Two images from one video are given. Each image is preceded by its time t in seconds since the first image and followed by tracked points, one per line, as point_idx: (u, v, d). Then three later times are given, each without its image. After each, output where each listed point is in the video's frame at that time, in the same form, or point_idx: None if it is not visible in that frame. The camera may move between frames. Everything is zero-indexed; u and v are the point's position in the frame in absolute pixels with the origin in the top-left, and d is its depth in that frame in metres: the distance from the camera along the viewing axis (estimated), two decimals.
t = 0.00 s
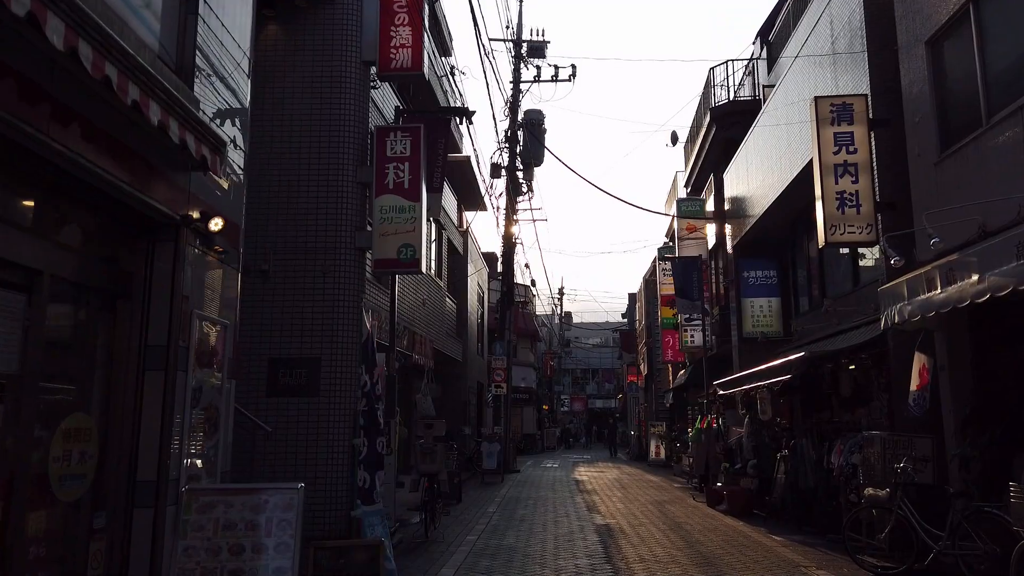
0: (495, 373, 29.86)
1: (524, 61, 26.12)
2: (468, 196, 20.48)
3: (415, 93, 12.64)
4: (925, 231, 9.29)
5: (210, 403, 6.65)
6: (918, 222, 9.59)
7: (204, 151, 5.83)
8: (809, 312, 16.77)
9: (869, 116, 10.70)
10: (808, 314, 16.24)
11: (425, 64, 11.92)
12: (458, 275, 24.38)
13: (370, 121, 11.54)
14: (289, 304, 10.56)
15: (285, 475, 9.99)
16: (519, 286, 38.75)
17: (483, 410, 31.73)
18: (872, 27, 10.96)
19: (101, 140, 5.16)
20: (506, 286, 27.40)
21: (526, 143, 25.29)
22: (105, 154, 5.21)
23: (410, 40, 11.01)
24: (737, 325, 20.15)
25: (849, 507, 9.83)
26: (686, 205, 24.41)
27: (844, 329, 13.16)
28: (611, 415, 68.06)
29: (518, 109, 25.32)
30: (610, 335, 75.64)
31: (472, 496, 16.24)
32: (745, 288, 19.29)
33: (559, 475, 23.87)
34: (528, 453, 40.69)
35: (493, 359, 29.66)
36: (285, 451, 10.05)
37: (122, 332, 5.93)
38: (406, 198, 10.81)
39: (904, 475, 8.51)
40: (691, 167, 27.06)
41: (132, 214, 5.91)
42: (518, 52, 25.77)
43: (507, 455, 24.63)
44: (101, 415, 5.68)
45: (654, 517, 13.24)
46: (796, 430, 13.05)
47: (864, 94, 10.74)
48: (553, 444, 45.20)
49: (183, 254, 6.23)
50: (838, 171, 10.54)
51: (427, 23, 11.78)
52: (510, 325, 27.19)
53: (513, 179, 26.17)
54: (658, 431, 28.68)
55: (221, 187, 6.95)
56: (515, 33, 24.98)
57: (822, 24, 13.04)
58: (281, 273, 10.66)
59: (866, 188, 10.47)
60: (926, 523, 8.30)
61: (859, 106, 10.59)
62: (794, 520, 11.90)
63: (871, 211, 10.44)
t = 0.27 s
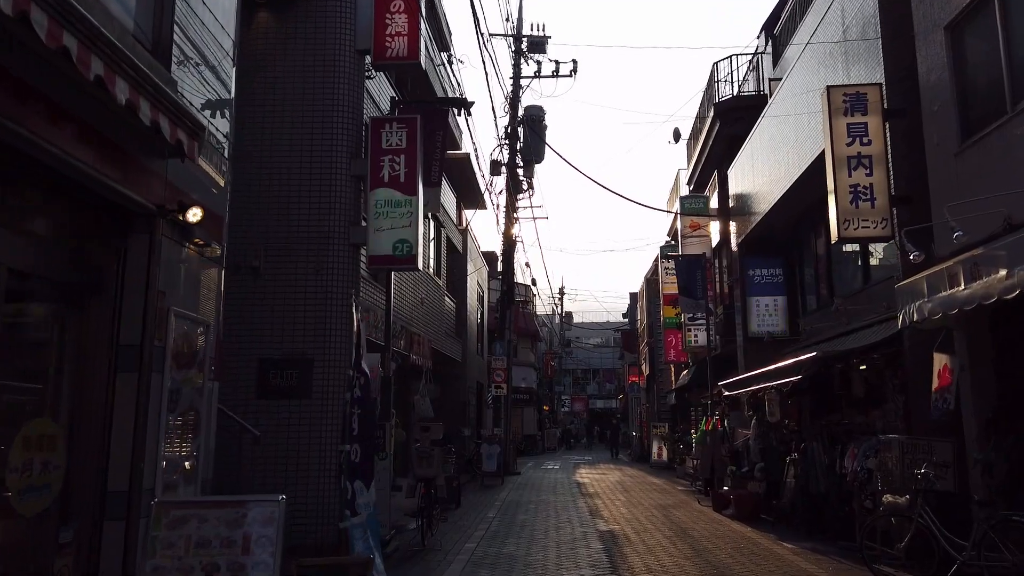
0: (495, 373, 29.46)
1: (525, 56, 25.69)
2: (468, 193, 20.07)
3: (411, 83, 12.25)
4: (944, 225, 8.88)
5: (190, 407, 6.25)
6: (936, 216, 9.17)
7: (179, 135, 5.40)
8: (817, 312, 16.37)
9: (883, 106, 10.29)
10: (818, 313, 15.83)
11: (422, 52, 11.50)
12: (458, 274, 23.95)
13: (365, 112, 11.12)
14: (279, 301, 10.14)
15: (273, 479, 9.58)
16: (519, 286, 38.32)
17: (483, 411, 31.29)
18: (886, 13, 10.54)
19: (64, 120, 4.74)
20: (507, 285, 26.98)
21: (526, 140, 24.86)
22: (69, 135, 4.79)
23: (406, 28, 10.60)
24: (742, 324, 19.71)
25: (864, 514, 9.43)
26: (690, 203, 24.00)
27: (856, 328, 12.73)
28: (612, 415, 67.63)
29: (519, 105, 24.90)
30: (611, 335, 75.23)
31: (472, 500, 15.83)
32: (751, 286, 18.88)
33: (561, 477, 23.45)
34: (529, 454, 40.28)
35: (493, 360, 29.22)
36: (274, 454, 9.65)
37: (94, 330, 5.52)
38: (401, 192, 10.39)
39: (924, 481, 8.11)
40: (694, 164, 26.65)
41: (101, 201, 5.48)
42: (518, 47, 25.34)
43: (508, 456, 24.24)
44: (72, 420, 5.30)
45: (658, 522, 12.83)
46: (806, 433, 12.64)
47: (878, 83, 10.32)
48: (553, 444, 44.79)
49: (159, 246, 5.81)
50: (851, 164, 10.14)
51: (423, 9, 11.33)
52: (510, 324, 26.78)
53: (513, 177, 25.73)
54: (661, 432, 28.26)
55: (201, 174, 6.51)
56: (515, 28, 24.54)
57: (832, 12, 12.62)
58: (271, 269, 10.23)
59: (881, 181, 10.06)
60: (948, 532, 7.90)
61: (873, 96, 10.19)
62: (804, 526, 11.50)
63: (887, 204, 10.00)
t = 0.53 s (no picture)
0: (495, 371, 29.05)
1: (525, 49, 25.28)
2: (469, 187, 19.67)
3: (406, 67, 11.91)
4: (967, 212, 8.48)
5: (171, 400, 5.86)
6: (958, 203, 8.81)
7: (156, 105, 5.02)
8: (826, 307, 15.98)
9: (900, 90, 9.89)
10: (828, 308, 15.46)
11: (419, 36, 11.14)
12: (457, 270, 23.53)
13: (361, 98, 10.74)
14: (272, 293, 9.73)
15: (265, 478, 9.19)
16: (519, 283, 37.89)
17: (483, 410, 30.84)
18: None
19: (23, 82, 4.29)
20: (507, 282, 26.56)
21: (527, 134, 24.44)
22: (32, 99, 4.36)
23: (404, 11, 10.31)
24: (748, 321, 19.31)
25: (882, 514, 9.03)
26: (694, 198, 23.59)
27: (868, 322, 12.34)
28: (613, 414, 67.22)
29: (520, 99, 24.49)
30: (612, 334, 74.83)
31: (472, 500, 15.42)
32: (757, 282, 18.49)
33: (562, 476, 23.04)
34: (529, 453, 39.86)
35: (493, 358, 28.81)
36: (265, 452, 9.26)
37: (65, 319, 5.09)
38: (400, 180, 10.02)
39: (949, 480, 7.71)
40: (698, 159, 26.26)
41: (68, 177, 5.04)
42: (518, 40, 24.92)
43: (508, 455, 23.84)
44: (40, 413, 4.89)
45: (664, 523, 12.41)
46: (817, 430, 12.23)
47: (894, 66, 9.92)
48: (554, 444, 44.38)
49: (135, 227, 5.42)
50: (867, 151, 9.76)
51: None
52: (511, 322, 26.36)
53: (514, 172, 25.31)
54: (663, 431, 27.86)
55: (182, 152, 6.11)
56: (516, 20, 24.11)
57: None
58: (264, 260, 9.83)
59: (898, 168, 9.68)
60: (974, 533, 7.50)
61: (890, 79, 9.79)
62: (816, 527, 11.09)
63: (905, 192, 9.65)
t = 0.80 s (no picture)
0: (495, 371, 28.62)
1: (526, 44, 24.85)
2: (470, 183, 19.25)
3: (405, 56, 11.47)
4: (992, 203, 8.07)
5: (147, 400, 5.45)
6: (981, 193, 8.40)
7: (124, 79, 4.61)
8: (835, 305, 15.56)
9: (918, 77, 9.47)
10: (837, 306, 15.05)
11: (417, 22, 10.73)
12: (457, 268, 23.10)
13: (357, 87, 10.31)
14: (262, 289, 9.30)
15: (253, 484, 8.77)
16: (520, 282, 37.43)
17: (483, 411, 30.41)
18: None
19: None
20: (508, 281, 26.12)
21: (528, 130, 24.01)
22: None
23: None
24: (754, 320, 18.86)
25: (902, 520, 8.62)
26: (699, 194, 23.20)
27: (882, 320, 11.93)
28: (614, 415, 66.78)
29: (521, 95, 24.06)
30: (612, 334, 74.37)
31: (472, 503, 15.00)
32: (764, 280, 18.07)
33: (563, 478, 22.64)
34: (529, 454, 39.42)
35: (493, 357, 28.38)
36: (255, 455, 8.83)
37: (27, 312, 4.70)
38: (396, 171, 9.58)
39: (976, 485, 7.29)
40: (702, 155, 25.85)
41: (22, 152, 4.57)
42: (519, 35, 24.48)
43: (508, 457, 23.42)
44: None
45: (671, 528, 11.99)
46: (829, 432, 11.81)
47: (913, 52, 9.50)
48: (554, 445, 43.93)
49: (105, 216, 5.08)
50: (885, 140, 9.35)
51: None
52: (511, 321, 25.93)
53: (514, 169, 24.89)
54: (666, 431, 27.42)
55: (158, 133, 5.69)
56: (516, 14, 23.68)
57: None
58: (254, 254, 9.40)
59: (917, 158, 9.27)
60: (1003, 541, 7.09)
61: (908, 66, 9.37)
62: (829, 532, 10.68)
63: (925, 183, 9.23)
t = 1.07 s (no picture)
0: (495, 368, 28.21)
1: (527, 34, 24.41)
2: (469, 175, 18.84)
3: (400, 39, 11.06)
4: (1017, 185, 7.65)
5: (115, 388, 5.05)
6: (1005, 175, 7.98)
7: (83, 37, 4.32)
8: (844, 298, 15.16)
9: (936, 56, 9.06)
10: (846, 299, 14.66)
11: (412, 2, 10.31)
12: (456, 263, 22.69)
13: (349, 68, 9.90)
14: (250, 277, 8.89)
15: (240, 481, 8.38)
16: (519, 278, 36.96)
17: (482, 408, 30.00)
18: None
19: None
20: (508, 276, 25.70)
21: (528, 122, 23.59)
22: None
23: None
24: (760, 314, 18.44)
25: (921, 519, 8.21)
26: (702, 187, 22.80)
27: (895, 312, 11.52)
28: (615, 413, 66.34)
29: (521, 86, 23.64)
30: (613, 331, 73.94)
31: (471, 502, 14.60)
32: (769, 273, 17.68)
33: (564, 476, 22.22)
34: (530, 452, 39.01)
35: (493, 354, 27.98)
36: (242, 451, 8.44)
37: None
38: (390, 155, 9.18)
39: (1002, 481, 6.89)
40: (705, 148, 25.43)
41: None
42: (519, 25, 24.05)
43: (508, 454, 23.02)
44: None
45: (676, 527, 11.58)
46: (840, 428, 11.40)
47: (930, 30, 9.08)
48: (555, 442, 43.53)
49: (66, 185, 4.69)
50: (901, 122, 8.94)
51: None
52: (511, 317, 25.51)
53: (514, 162, 24.47)
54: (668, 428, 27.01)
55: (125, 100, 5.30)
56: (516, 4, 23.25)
57: None
58: (241, 241, 8.99)
59: (935, 140, 8.86)
60: None
61: (925, 44, 8.96)
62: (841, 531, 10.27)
63: (943, 167, 8.82)
